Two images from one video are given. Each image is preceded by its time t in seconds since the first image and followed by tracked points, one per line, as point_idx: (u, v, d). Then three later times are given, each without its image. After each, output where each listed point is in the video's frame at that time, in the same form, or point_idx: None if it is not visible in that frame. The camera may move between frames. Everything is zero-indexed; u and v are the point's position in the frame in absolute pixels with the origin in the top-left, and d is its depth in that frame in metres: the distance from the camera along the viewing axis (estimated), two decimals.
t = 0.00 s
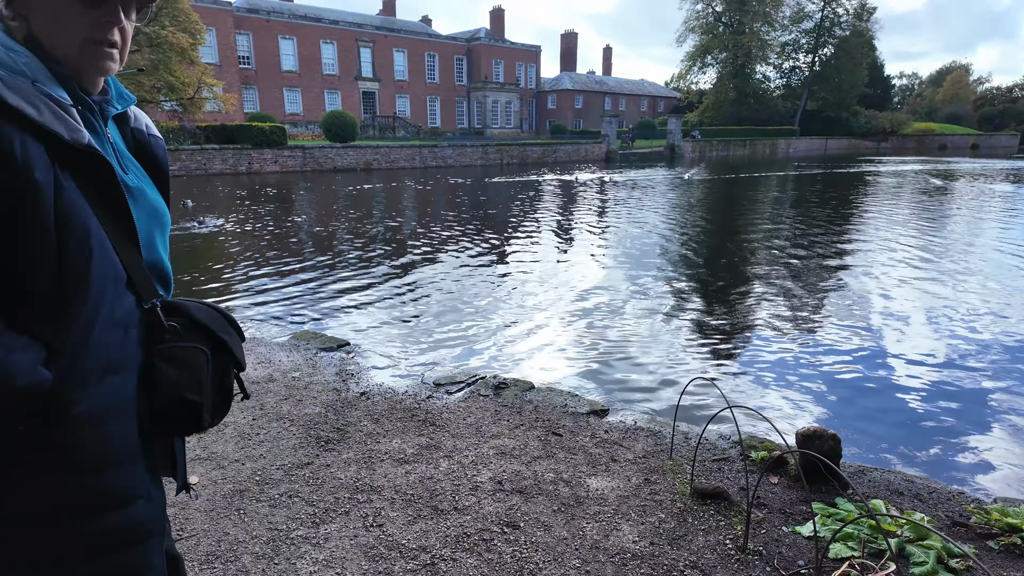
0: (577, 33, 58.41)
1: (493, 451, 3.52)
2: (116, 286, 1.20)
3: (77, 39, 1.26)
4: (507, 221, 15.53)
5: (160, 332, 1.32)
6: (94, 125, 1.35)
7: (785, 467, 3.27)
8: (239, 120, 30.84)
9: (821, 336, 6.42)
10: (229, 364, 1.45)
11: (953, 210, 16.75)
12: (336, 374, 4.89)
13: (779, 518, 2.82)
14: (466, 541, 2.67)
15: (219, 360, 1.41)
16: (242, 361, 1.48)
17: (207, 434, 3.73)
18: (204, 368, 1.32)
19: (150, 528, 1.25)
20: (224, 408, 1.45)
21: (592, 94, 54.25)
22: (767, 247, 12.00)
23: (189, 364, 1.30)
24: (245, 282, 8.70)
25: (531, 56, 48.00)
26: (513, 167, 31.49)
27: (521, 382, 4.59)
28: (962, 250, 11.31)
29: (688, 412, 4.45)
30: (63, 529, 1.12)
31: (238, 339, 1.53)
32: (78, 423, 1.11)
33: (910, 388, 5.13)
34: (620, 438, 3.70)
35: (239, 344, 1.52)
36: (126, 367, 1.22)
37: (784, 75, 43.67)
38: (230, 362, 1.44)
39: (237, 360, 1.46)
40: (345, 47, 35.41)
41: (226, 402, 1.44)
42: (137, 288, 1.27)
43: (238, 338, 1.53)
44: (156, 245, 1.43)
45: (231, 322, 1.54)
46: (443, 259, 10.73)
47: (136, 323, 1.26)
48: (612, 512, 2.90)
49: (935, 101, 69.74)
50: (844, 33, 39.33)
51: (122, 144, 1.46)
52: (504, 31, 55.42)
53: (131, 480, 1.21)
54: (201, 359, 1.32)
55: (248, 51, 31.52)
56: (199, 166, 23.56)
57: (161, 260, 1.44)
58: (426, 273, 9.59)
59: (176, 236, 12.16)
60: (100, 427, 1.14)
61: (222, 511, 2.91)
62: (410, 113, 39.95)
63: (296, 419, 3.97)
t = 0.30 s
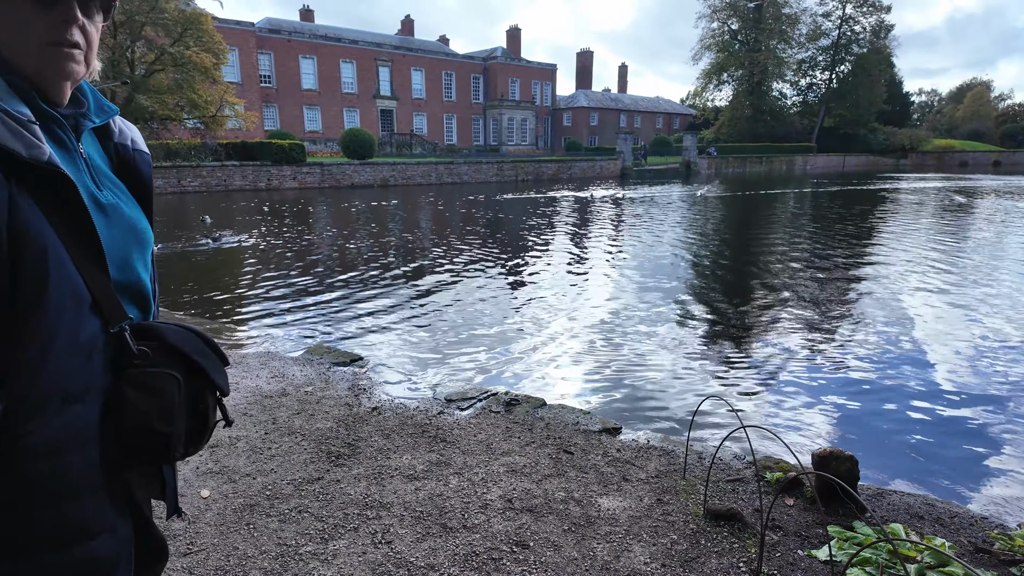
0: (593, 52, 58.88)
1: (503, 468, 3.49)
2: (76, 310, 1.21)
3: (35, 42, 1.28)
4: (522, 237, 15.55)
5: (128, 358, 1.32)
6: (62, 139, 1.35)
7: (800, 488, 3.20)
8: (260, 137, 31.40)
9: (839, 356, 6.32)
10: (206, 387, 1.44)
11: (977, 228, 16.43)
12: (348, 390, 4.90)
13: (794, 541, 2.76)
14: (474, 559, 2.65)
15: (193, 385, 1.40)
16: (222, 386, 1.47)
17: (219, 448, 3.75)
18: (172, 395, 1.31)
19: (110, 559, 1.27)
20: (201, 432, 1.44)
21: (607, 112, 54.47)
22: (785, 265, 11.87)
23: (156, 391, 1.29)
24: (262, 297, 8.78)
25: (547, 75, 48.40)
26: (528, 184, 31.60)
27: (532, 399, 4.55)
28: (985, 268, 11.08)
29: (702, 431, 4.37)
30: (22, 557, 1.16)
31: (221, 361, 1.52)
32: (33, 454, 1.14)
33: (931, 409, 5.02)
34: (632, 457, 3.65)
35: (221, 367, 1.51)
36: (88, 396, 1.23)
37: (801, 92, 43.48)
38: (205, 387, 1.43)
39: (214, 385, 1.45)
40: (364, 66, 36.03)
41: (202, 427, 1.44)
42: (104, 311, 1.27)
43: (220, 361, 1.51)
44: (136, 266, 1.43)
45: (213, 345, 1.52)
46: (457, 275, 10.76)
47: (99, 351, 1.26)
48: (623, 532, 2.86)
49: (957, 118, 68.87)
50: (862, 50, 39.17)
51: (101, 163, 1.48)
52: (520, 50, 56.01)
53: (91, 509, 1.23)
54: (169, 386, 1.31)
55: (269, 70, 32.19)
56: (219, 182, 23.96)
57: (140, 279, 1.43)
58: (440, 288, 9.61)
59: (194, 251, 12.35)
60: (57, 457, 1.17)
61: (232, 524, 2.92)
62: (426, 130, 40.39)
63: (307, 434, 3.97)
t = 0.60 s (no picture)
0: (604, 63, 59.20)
1: (510, 476, 3.48)
2: (11, 334, 1.00)
3: None
4: (532, 247, 15.59)
5: (72, 390, 1.09)
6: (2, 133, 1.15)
7: (812, 498, 3.15)
8: (273, 148, 31.80)
9: (852, 366, 6.24)
10: (168, 422, 1.21)
11: (991, 238, 16.26)
12: (356, 396, 4.91)
13: (804, 551, 2.73)
14: (480, 566, 2.63)
15: (151, 420, 1.18)
16: (187, 419, 1.23)
17: (228, 453, 3.77)
18: (126, 434, 1.09)
19: None
20: (160, 474, 1.21)
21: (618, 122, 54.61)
22: (797, 275, 11.78)
23: (105, 431, 1.07)
24: (273, 304, 8.86)
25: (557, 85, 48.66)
26: (539, 194, 31.70)
27: (540, 406, 4.54)
28: (1000, 279, 10.95)
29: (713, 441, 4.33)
30: None
31: (189, 392, 1.29)
32: None
33: (946, 421, 4.94)
34: (640, 466, 3.62)
35: (188, 400, 1.28)
36: (19, 435, 1.02)
37: (812, 102, 43.40)
38: (167, 419, 1.20)
39: (178, 419, 1.22)
40: (376, 77, 36.42)
41: (163, 466, 1.20)
42: (44, 334, 1.06)
43: (186, 392, 1.28)
44: (89, 278, 1.22)
45: (182, 374, 1.30)
46: (466, 284, 10.79)
47: (37, 378, 1.04)
48: (630, 541, 2.83)
49: (972, 128, 68.37)
50: (874, 60, 39.06)
51: (53, 167, 1.28)
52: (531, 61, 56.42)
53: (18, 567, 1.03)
54: (124, 425, 1.09)
55: (283, 82, 32.62)
56: (232, 192, 24.28)
57: (94, 294, 1.22)
58: (450, 297, 9.63)
59: (207, 259, 12.49)
60: None
61: (239, 529, 2.93)
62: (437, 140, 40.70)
63: (315, 440, 3.98)
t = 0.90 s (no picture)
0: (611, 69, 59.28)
1: (515, 480, 3.47)
2: None
3: None
4: (538, 252, 15.59)
5: (32, 402, 1.05)
6: None
7: (819, 504, 3.13)
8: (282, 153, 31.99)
9: (859, 372, 6.19)
10: (137, 433, 1.19)
11: (1002, 244, 16.12)
12: (362, 400, 4.91)
13: (811, 558, 2.70)
14: (483, 571, 2.62)
15: (120, 430, 1.16)
16: (159, 428, 1.22)
17: (234, 456, 3.78)
18: (93, 447, 1.08)
19: None
20: (133, 486, 1.20)
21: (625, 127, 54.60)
22: (805, 280, 11.71)
23: (69, 444, 1.05)
24: (281, 309, 8.88)
25: (564, 91, 48.74)
26: (545, 199, 31.75)
27: (545, 411, 4.52)
28: (1009, 285, 10.88)
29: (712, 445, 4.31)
30: None
31: (160, 400, 1.27)
32: None
33: (956, 428, 4.88)
34: (645, 471, 3.59)
35: (159, 408, 1.26)
36: None
37: (820, 107, 43.25)
38: (136, 431, 1.19)
39: (147, 428, 1.20)
40: (384, 83, 36.60)
41: (135, 479, 1.20)
42: None
43: (156, 399, 1.25)
44: (42, 280, 1.17)
45: (152, 379, 1.27)
46: (473, 289, 10.79)
47: None
48: (635, 546, 2.81)
49: (981, 133, 68.02)
50: (882, 65, 38.95)
51: None
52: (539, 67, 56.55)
53: None
54: (90, 439, 1.07)
55: (291, 87, 32.85)
56: (241, 196, 24.42)
57: (46, 297, 1.18)
58: (457, 302, 9.63)
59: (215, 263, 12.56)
60: None
61: (242, 532, 2.93)
62: (444, 146, 40.84)
63: (320, 443, 3.99)
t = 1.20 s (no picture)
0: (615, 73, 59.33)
1: (517, 483, 3.44)
2: None
3: None
4: (543, 255, 15.59)
5: None
6: None
7: (826, 509, 3.09)
8: (287, 156, 32.09)
9: (864, 376, 6.14)
10: (85, 437, 1.37)
11: (1010, 248, 16.00)
12: (365, 402, 4.89)
13: (818, 563, 2.67)
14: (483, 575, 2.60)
15: (69, 436, 1.35)
16: (103, 432, 1.39)
17: (236, 457, 3.77)
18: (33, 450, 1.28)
19: None
20: (81, 490, 1.39)
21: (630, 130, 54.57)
22: (810, 284, 11.66)
23: (13, 449, 1.26)
24: (285, 311, 8.89)
25: (569, 94, 48.78)
26: (550, 202, 31.75)
27: (549, 413, 4.48)
28: (1016, 288, 10.79)
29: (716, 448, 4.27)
30: None
31: (107, 406, 1.45)
32: None
33: (964, 433, 4.83)
34: (649, 474, 3.56)
35: (107, 414, 1.44)
36: None
37: (825, 110, 43.13)
38: (84, 435, 1.37)
39: (94, 432, 1.38)
40: (389, 87, 36.74)
41: (82, 483, 1.38)
42: None
43: (104, 405, 1.43)
44: None
45: (101, 387, 1.45)
46: (478, 292, 10.79)
47: None
48: (638, 550, 2.78)
49: (988, 136, 67.75)
50: (888, 68, 38.84)
51: None
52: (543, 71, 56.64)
53: None
54: (32, 444, 1.27)
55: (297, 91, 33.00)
56: (247, 199, 24.50)
57: None
58: (461, 305, 9.62)
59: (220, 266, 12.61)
60: None
61: (243, 534, 2.92)
62: (449, 149, 40.92)
63: (323, 445, 3.98)
